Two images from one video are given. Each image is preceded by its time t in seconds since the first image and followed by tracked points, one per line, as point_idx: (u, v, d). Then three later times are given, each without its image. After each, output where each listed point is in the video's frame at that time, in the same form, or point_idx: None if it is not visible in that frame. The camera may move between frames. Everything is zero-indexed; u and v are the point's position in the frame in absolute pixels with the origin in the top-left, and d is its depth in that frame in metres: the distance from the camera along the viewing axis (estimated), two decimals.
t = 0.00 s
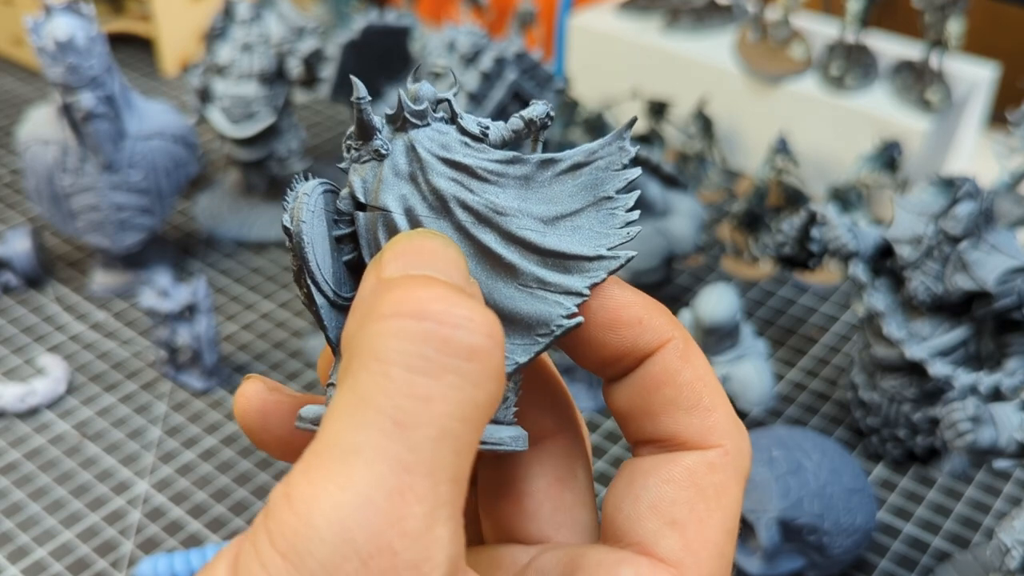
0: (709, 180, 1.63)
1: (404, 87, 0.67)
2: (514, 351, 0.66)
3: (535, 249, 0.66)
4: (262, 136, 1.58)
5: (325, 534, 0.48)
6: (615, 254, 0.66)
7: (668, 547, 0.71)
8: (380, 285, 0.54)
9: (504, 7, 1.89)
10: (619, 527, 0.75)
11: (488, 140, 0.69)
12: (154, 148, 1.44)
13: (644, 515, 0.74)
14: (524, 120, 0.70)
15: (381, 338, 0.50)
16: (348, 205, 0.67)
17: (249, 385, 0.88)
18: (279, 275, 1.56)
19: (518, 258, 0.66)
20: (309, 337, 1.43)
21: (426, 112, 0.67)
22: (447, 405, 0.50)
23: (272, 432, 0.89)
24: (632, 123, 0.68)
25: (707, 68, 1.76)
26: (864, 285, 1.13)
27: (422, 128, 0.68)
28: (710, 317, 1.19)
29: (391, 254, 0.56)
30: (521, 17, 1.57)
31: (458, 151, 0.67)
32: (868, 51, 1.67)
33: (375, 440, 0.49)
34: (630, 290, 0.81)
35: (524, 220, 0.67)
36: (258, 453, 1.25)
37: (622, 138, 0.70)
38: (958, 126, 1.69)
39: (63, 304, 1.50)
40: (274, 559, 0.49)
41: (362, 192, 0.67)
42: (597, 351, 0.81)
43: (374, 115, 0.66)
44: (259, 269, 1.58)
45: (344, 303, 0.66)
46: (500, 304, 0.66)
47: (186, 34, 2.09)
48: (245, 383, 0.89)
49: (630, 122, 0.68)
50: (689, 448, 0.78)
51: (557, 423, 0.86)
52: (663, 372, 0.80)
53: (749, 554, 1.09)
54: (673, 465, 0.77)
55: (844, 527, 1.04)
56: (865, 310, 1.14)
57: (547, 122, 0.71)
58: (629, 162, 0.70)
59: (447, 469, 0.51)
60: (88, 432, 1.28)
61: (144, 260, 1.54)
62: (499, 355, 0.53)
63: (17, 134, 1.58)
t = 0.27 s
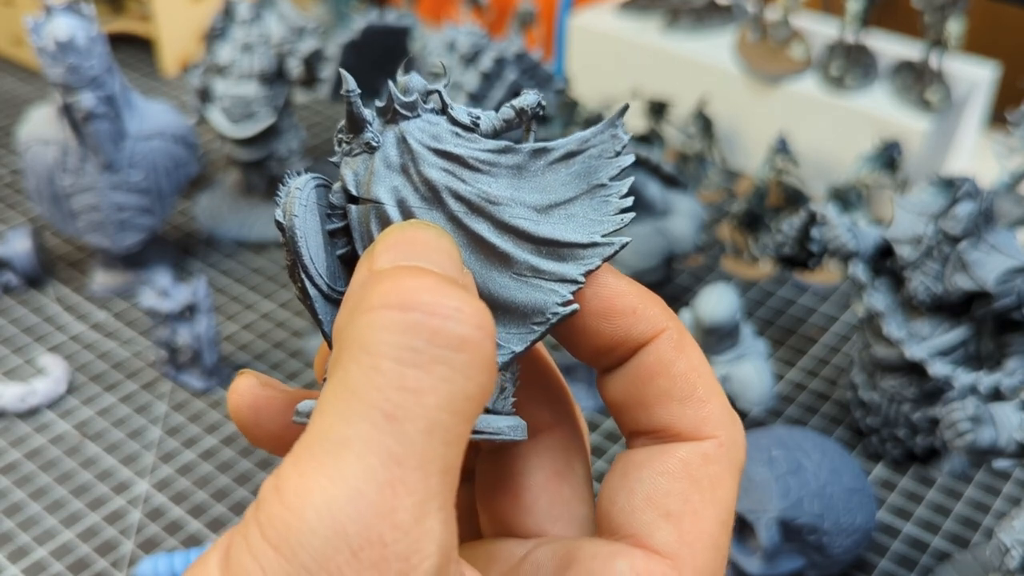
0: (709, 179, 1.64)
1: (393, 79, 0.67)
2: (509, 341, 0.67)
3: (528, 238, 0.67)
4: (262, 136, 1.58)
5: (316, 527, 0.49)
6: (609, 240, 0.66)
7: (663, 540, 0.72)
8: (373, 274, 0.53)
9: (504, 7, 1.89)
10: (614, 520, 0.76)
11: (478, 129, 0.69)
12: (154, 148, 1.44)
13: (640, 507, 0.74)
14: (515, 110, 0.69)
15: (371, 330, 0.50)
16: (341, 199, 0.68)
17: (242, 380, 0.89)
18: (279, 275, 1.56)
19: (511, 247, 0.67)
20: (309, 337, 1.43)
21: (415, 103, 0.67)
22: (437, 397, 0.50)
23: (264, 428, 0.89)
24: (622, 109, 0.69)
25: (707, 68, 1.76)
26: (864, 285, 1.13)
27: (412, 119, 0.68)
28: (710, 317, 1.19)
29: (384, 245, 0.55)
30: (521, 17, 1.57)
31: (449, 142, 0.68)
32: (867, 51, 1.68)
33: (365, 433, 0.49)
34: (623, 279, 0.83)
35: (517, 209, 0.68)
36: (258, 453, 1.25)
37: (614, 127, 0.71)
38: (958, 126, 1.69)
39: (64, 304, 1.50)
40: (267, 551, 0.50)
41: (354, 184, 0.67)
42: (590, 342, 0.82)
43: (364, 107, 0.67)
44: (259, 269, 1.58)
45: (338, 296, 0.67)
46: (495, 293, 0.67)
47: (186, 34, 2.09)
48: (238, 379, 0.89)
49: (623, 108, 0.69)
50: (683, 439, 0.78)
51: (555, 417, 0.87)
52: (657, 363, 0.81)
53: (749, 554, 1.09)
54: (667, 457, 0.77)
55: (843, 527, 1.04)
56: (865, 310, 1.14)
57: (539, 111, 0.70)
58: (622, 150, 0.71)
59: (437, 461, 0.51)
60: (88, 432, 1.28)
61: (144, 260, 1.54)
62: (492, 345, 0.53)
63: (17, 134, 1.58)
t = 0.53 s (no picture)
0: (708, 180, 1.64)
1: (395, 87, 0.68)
2: (512, 347, 0.67)
3: (530, 244, 0.67)
4: (262, 136, 1.58)
5: (313, 534, 0.49)
6: (610, 246, 0.66)
7: (662, 548, 0.72)
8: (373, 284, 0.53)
9: (504, 7, 1.89)
10: (613, 528, 0.75)
11: (480, 136, 0.69)
12: (154, 148, 1.44)
13: (639, 516, 0.74)
14: (515, 117, 0.70)
15: (368, 339, 0.50)
16: (342, 206, 0.68)
17: (239, 393, 0.88)
18: (279, 275, 1.56)
19: (513, 253, 0.67)
20: (309, 337, 1.43)
21: (417, 110, 0.68)
22: (434, 405, 0.50)
23: (263, 440, 0.89)
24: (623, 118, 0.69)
25: (707, 68, 1.76)
26: (864, 285, 1.13)
27: (414, 126, 0.68)
28: (710, 317, 1.19)
29: (384, 251, 0.55)
30: (521, 17, 1.57)
31: (450, 148, 0.68)
32: (867, 51, 1.68)
33: (362, 441, 0.49)
34: (622, 286, 0.81)
35: (519, 216, 0.67)
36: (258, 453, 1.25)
37: (613, 134, 0.71)
38: (958, 126, 1.69)
39: (64, 304, 1.50)
40: (264, 560, 0.50)
41: (356, 191, 0.67)
42: (590, 349, 0.82)
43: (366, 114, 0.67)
44: (259, 269, 1.58)
45: (339, 303, 0.66)
46: (496, 299, 0.67)
47: (186, 34, 2.09)
48: (235, 391, 0.89)
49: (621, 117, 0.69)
50: (682, 448, 0.78)
51: (553, 423, 0.87)
52: (656, 371, 0.80)
53: (749, 554, 1.09)
54: (666, 466, 0.77)
55: (843, 527, 1.04)
56: (865, 310, 1.14)
57: (538, 118, 0.71)
58: (622, 158, 0.70)
59: (435, 469, 0.51)
60: (88, 432, 1.28)
61: (144, 260, 1.54)
62: (489, 353, 0.53)
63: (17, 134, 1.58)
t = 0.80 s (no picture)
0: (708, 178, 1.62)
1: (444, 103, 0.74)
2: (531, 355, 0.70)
3: (556, 258, 0.71)
4: (262, 136, 1.58)
5: (361, 552, 0.51)
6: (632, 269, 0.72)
7: None
8: (431, 300, 0.59)
9: (504, 7, 1.89)
10: (624, 561, 0.75)
11: (518, 155, 0.75)
12: (154, 148, 1.44)
13: (651, 547, 0.75)
14: (552, 145, 0.75)
15: (431, 364, 0.55)
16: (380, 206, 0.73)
17: (261, 400, 0.89)
18: (279, 275, 1.56)
19: (538, 264, 0.71)
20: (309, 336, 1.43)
21: (461, 125, 0.74)
22: (488, 432, 0.55)
23: (279, 447, 0.89)
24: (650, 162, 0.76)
25: (707, 68, 1.76)
26: (864, 285, 1.13)
27: (457, 139, 0.74)
28: (710, 317, 1.19)
29: (442, 279, 0.61)
30: (522, 17, 1.57)
31: (489, 162, 0.73)
32: (867, 51, 1.68)
33: (418, 462, 0.53)
34: (637, 309, 0.80)
35: (547, 232, 0.72)
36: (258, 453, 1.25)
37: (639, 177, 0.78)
38: (958, 127, 1.69)
39: (64, 304, 1.50)
40: None
41: (394, 191, 0.72)
42: (601, 370, 0.82)
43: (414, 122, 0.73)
44: (259, 269, 1.58)
45: (366, 295, 0.71)
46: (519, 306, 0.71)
47: (186, 35, 2.09)
48: (257, 398, 0.89)
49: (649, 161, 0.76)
50: (688, 477, 0.79)
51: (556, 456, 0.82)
52: (667, 398, 0.82)
53: (749, 554, 1.09)
54: (677, 495, 0.78)
55: (844, 527, 1.04)
56: (865, 310, 1.14)
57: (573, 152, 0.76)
58: (646, 199, 0.77)
59: (484, 496, 0.55)
60: (88, 432, 1.28)
61: (144, 260, 1.54)
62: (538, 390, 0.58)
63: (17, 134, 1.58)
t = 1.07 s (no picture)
0: (709, 180, 1.65)
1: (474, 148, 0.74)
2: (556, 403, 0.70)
3: (582, 308, 0.71)
4: (262, 136, 1.58)
5: None
6: (657, 320, 0.72)
7: None
8: (461, 345, 0.59)
9: (504, 7, 1.89)
10: None
11: (546, 202, 0.74)
12: (154, 148, 1.44)
13: None
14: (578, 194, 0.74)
15: (461, 409, 0.55)
16: (407, 250, 0.72)
17: (271, 443, 0.84)
18: (279, 275, 1.56)
19: (565, 313, 0.71)
20: (309, 336, 1.43)
21: (491, 171, 0.73)
22: (518, 481, 0.54)
23: (291, 494, 0.84)
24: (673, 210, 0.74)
25: (707, 68, 1.76)
26: (864, 285, 1.13)
27: (487, 186, 0.73)
28: (710, 317, 1.19)
29: (473, 314, 0.61)
30: (522, 17, 1.57)
31: (519, 209, 0.73)
32: (867, 51, 1.68)
33: (446, 506, 0.51)
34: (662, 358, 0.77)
35: (574, 280, 0.72)
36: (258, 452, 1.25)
37: (661, 224, 0.76)
38: (958, 127, 1.69)
39: (64, 304, 1.50)
40: None
41: (423, 236, 0.72)
42: (622, 419, 0.79)
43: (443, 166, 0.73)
44: (259, 269, 1.58)
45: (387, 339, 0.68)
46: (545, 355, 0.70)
47: (186, 35, 2.09)
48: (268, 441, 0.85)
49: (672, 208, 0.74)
50: (709, 530, 0.74)
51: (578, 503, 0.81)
52: (689, 450, 0.77)
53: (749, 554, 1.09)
54: (696, 553, 0.73)
55: (843, 527, 1.04)
56: (865, 310, 1.14)
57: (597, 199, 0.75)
58: (667, 247, 0.76)
59: (511, 546, 0.52)
60: (88, 432, 1.28)
61: (144, 260, 1.54)
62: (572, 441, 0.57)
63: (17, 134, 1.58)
